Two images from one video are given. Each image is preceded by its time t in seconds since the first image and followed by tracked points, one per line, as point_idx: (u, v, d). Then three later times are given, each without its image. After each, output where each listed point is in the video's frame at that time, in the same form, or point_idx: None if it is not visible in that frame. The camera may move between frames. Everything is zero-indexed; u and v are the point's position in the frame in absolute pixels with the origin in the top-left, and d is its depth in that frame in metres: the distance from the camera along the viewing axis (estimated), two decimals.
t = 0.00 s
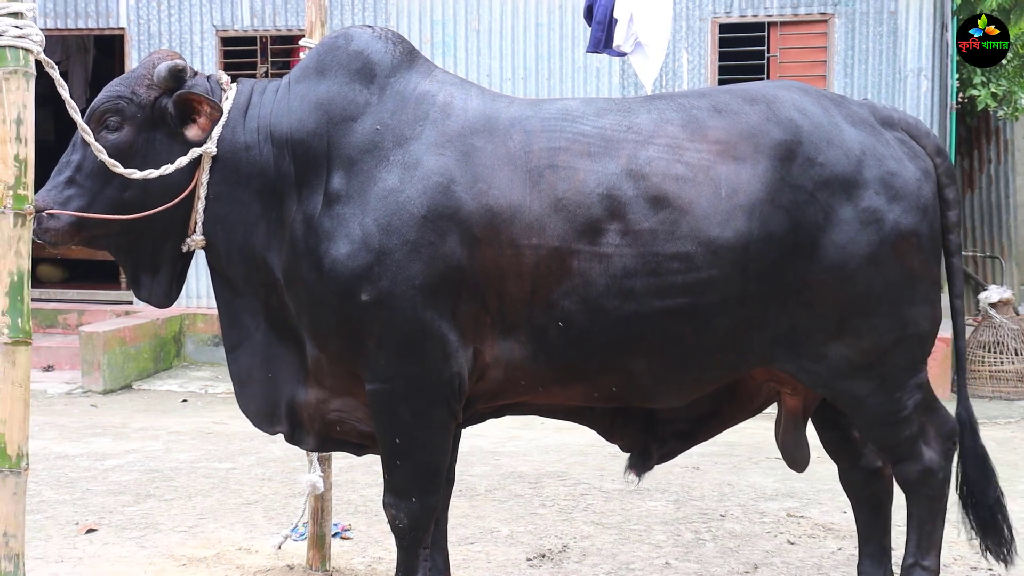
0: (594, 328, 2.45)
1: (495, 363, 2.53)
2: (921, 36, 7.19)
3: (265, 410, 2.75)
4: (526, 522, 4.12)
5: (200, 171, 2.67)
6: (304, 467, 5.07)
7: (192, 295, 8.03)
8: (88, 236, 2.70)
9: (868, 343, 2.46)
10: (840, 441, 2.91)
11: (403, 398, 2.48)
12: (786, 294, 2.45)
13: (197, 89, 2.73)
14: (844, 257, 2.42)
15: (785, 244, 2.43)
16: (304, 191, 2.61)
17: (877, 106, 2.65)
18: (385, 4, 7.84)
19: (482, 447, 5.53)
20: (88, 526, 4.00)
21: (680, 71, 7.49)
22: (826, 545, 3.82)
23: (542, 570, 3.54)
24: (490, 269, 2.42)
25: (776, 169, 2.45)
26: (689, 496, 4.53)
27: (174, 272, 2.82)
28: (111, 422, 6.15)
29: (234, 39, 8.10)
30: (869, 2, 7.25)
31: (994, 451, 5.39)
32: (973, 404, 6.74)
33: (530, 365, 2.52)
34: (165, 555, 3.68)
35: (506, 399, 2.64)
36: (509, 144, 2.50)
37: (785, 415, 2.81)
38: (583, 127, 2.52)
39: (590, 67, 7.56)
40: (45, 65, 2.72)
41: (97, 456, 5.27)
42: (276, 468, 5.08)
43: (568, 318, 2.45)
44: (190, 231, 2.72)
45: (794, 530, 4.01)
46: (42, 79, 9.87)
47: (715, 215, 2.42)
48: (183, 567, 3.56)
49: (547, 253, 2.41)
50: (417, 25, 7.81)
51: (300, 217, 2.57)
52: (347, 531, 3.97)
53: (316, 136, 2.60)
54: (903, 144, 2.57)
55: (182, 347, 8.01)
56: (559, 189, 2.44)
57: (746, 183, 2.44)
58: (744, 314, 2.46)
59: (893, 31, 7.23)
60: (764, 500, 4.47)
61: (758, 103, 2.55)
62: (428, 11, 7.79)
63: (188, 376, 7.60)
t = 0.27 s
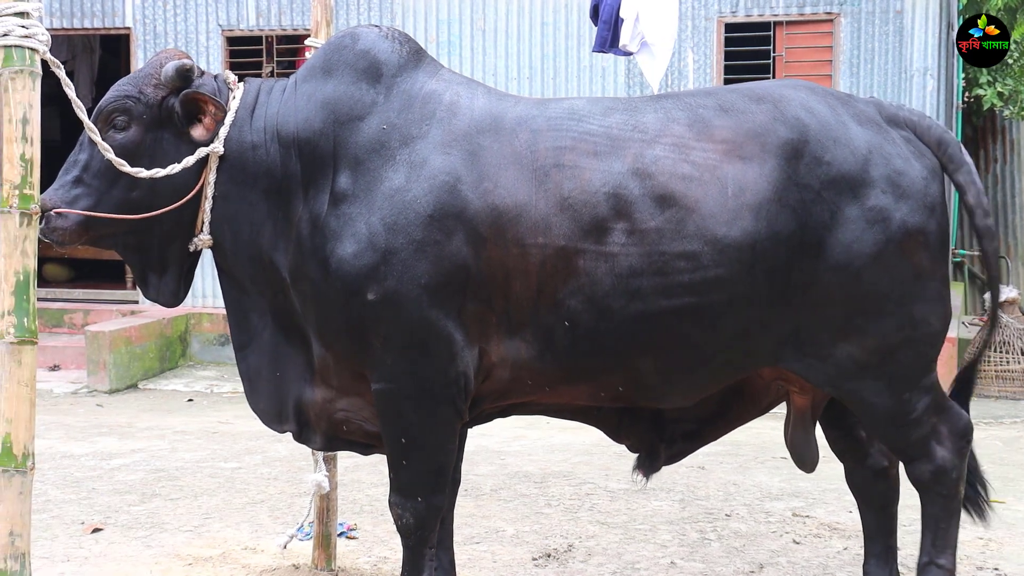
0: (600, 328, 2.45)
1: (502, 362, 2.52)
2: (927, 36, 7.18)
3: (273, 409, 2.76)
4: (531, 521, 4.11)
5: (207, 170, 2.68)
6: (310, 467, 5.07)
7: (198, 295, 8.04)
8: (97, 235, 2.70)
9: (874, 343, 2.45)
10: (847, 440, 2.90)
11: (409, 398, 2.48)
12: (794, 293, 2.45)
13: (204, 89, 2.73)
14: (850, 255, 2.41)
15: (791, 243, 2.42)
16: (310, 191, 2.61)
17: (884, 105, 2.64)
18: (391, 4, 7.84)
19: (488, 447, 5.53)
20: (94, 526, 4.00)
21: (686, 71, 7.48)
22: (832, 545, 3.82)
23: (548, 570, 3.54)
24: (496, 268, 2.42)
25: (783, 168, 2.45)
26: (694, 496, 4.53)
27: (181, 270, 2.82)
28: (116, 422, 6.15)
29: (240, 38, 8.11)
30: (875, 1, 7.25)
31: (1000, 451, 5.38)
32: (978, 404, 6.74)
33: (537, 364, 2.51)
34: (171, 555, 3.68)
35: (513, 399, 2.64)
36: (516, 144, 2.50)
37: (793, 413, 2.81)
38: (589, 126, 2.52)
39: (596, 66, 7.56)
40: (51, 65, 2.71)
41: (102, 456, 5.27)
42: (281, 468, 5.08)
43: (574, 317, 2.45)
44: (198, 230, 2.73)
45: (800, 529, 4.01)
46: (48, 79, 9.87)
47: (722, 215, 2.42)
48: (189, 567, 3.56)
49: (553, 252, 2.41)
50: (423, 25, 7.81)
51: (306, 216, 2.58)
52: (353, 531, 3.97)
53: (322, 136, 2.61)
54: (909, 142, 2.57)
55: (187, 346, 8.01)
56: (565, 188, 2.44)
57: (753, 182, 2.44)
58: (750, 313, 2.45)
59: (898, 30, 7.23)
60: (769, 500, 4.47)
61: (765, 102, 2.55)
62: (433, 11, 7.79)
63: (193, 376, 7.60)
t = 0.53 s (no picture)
0: (603, 328, 2.45)
1: (504, 363, 2.52)
2: (928, 35, 7.18)
3: (273, 408, 2.76)
4: (532, 521, 4.11)
5: (209, 170, 2.68)
6: (311, 467, 5.07)
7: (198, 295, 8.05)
8: (99, 234, 2.70)
9: (878, 343, 2.45)
10: (850, 439, 2.90)
11: (410, 398, 2.48)
12: (796, 293, 2.45)
13: (207, 89, 2.73)
14: (853, 255, 2.41)
15: (794, 244, 2.42)
16: (312, 191, 2.61)
17: (887, 102, 2.64)
18: (392, 4, 7.84)
19: (489, 447, 5.53)
20: (94, 526, 4.00)
21: (686, 71, 7.48)
22: (832, 544, 3.82)
23: (548, 569, 3.54)
24: (498, 268, 2.42)
25: (785, 168, 2.45)
26: (695, 495, 4.53)
27: (184, 270, 2.82)
28: (117, 422, 6.14)
29: (241, 38, 8.11)
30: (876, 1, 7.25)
31: (1000, 450, 5.38)
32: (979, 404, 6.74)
33: (539, 364, 2.51)
34: (172, 555, 3.68)
35: (515, 399, 2.64)
36: (518, 144, 2.50)
37: (796, 412, 2.80)
38: (591, 126, 2.52)
39: (596, 66, 7.56)
40: (52, 65, 2.71)
41: (103, 455, 5.26)
42: (282, 468, 5.07)
43: (576, 317, 2.45)
44: (200, 230, 2.73)
45: (800, 529, 4.01)
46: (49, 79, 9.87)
47: (725, 215, 2.42)
48: (189, 567, 3.56)
49: (555, 252, 2.41)
50: (424, 24, 7.82)
51: (308, 217, 2.58)
52: (354, 531, 3.97)
53: (324, 135, 2.61)
54: (913, 140, 2.55)
55: (188, 346, 8.01)
56: (567, 188, 2.44)
57: (755, 183, 2.44)
58: (753, 314, 2.46)
59: (899, 30, 7.23)
60: (770, 500, 4.47)
61: (767, 101, 2.55)
62: (434, 10, 7.79)
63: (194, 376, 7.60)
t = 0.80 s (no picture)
0: (603, 328, 2.45)
1: (504, 362, 2.52)
2: (926, 35, 7.19)
3: (274, 408, 2.76)
4: (529, 521, 4.11)
5: (210, 170, 2.68)
6: (309, 467, 5.07)
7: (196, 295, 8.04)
8: (99, 234, 2.70)
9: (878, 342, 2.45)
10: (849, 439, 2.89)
11: (410, 398, 2.48)
12: (796, 292, 2.46)
13: (206, 89, 2.73)
14: (853, 255, 2.41)
15: (794, 243, 2.42)
16: (311, 191, 2.61)
17: (888, 100, 2.64)
18: (390, 3, 7.85)
19: (486, 446, 5.53)
20: (92, 526, 4.00)
21: (685, 70, 7.48)
22: (830, 544, 3.82)
23: (546, 569, 3.54)
24: (497, 268, 2.42)
25: (785, 167, 2.45)
26: (693, 495, 4.53)
27: (182, 271, 2.82)
28: (115, 422, 6.14)
29: (239, 38, 8.10)
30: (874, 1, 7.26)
31: (998, 450, 5.39)
32: (977, 403, 6.74)
33: (540, 364, 2.51)
34: (169, 554, 3.68)
35: (515, 398, 2.64)
36: (516, 144, 2.50)
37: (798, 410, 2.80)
38: (590, 126, 2.52)
39: (595, 66, 7.56)
40: (49, 64, 2.71)
41: (100, 455, 5.26)
42: (280, 467, 5.07)
43: (576, 316, 2.45)
44: (200, 230, 2.73)
45: (798, 528, 4.01)
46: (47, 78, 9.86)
47: (724, 215, 2.42)
48: (187, 566, 3.55)
49: (554, 252, 2.41)
50: (422, 24, 7.82)
51: (307, 217, 2.58)
52: (351, 530, 3.97)
53: (323, 135, 2.61)
54: (913, 137, 2.56)
55: (186, 346, 8.01)
56: (566, 188, 2.44)
57: (755, 182, 2.44)
58: (753, 313, 2.46)
59: (897, 30, 7.23)
60: (768, 499, 4.47)
61: (767, 99, 2.55)
62: (432, 10, 7.79)
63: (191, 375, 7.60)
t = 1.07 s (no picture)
0: (602, 329, 2.45)
1: (503, 363, 2.52)
2: (923, 35, 7.19)
3: (273, 408, 2.76)
4: (528, 521, 4.11)
5: (207, 169, 2.67)
6: (307, 467, 5.07)
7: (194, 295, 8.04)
8: (98, 235, 2.70)
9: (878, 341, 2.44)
10: (848, 439, 2.89)
11: (408, 398, 2.48)
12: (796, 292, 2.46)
13: (202, 89, 2.73)
14: (853, 255, 2.41)
15: (793, 243, 2.43)
16: (310, 191, 2.61)
17: (888, 99, 2.64)
18: (388, 3, 7.85)
19: (485, 447, 5.53)
20: (90, 526, 3.99)
21: (683, 71, 7.49)
22: (828, 544, 3.83)
23: (545, 569, 3.54)
24: (496, 269, 2.42)
25: (784, 167, 2.45)
26: (691, 495, 4.53)
27: (182, 272, 2.81)
28: (113, 422, 6.14)
29: (237, 38, 8.10)
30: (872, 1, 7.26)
31: (996, 450, 5.39)
32: (975, 403, 6.74)
33: (539, 364, 2.51)
34: (168, 555, 3.68)
35: (514, 398, 2.64)
36: (516, 145, 2.50)
37: (799, 411, 2.80)
38: (589, 126, 2.52)
39: (593, 66, 7.56)
40: (47, 64, 2.70)
41: (99, 456, 5.26)
42: (278, 468, 5.07)
43: (575, 317, 2.45)
44: (199, 230, 2.72)
45: (797, 529, 4.01)
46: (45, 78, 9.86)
47: (724, 215, 2.42)
48: (185, 567, 3.55)
49: (553, 253, 2.41)
50: (420, 24, 7.81)
51: (305, 217, 2.57)
52: (349, 531, 3.97)
53: (323, 136, 2.60)
54: (914, 137, 2.56)
55: (184, 346, 8.01)
56: (565, 189, 2.43)
57: (755, 182, 2.44)
58: (754, 313, 2.46)
59: (895, 30, 7.23)
60: (766, 499, 4.47)
61: (766, 99, 2.55)
62: (430, 10, 7.79)
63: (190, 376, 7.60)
